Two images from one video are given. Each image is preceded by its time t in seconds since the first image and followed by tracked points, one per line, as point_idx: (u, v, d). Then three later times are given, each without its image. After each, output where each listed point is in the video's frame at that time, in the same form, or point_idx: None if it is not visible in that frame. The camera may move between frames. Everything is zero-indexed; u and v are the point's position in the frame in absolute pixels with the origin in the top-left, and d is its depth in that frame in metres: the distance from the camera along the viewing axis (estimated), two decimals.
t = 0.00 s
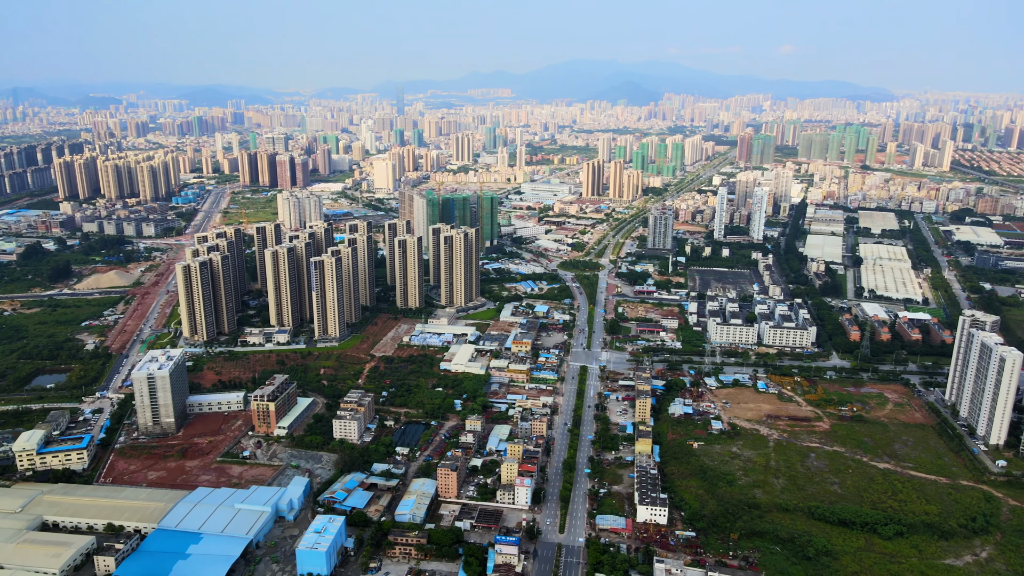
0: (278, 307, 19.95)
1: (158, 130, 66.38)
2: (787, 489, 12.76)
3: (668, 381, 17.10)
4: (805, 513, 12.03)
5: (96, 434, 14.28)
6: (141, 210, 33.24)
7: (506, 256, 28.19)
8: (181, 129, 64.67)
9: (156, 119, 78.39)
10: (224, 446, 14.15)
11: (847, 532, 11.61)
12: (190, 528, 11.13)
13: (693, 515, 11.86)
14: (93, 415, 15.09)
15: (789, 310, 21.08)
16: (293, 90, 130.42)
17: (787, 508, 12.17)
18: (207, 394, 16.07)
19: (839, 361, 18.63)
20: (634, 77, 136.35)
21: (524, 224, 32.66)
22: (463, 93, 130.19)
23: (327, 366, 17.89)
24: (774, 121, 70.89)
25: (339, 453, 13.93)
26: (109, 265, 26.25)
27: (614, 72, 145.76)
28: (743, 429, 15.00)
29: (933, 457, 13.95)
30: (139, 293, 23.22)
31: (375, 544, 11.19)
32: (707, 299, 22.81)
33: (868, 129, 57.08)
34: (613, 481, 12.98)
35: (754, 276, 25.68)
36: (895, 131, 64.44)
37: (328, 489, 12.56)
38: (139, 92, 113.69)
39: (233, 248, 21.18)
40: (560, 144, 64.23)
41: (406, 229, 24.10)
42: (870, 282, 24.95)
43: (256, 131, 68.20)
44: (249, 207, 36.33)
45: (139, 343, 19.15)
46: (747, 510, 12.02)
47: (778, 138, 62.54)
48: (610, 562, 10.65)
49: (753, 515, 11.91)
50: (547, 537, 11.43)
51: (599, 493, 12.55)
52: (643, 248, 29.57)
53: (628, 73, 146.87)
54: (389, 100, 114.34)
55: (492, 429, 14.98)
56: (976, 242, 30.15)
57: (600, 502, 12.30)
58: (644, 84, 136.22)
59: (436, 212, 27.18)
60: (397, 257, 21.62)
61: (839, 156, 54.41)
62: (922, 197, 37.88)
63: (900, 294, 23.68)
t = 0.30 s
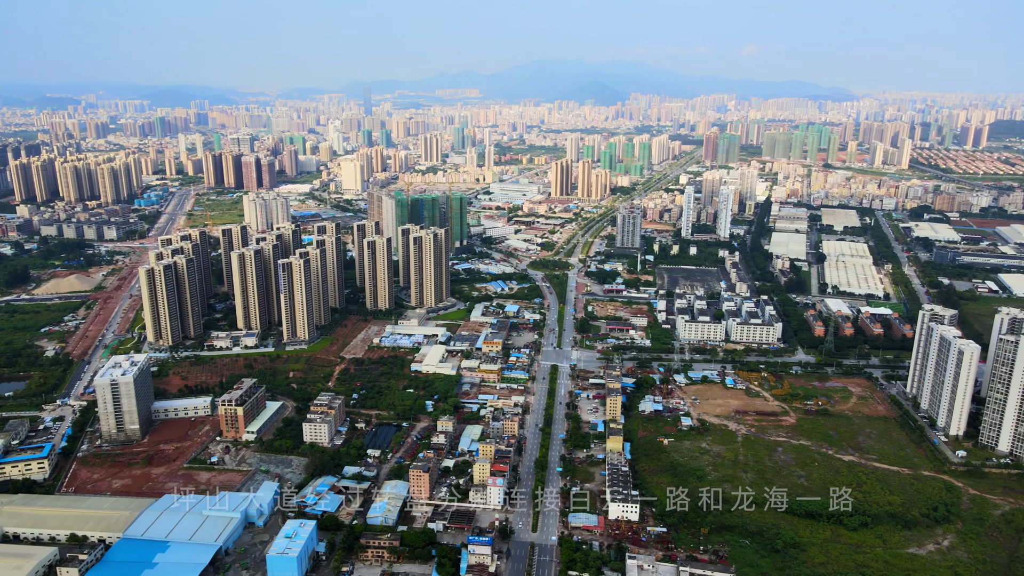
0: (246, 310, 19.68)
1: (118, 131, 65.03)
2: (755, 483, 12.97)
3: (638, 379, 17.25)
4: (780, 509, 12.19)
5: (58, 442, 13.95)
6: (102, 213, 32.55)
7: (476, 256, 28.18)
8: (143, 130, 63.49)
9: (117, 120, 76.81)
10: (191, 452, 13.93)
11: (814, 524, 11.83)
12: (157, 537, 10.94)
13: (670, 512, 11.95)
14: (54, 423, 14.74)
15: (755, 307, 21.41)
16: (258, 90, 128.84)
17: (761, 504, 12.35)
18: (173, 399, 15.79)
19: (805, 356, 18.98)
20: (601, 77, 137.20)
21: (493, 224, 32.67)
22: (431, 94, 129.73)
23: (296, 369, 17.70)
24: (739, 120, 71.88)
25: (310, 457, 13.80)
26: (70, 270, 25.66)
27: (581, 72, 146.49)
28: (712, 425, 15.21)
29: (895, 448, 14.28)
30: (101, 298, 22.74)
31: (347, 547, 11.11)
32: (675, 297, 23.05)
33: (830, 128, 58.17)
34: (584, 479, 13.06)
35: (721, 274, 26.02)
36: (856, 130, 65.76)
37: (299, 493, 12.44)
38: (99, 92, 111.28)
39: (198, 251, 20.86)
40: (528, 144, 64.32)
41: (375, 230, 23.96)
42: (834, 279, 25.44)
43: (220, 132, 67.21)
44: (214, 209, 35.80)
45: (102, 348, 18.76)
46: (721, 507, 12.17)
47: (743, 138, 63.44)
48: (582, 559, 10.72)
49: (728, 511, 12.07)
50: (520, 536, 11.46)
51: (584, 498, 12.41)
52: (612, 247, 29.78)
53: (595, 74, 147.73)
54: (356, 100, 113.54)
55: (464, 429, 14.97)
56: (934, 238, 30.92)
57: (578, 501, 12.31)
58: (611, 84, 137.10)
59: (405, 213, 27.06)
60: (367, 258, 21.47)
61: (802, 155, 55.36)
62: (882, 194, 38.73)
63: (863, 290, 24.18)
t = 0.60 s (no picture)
0: (211, 314, 19.38)
1: (77, 132, 63.54)
2: (725, 478, 13.15)
3: (608, 377, 17.38)
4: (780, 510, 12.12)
5: (18, 452, 13.60)
6: (62, 216, 31.78)
7: (446, 257, 28.11)
8: (103, 131, 62.11)
9: (76, 120, 75.05)
10: (157, 459, 13.68)
11: (782, 516, 12.04)
12: (122, 546, 10.72)
13: (671, 512, 11.94)
14: (13, 433, 14.35)
15: (722, 304, 21.70)
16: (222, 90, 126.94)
17: (761, 503, 12.32)
18: (138, 406, 15.48)
19: (771, 352, 19.29)
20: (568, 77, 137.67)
21: (462, 224, 32.61)
22: (398, 94, 129.04)
23: (264, 373, 17.48)
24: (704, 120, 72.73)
25: (279, 461, 13.65)
26: (28, 274, 25.00)
27: (548, 72, 146.87)
28: (682, 421, 15.38)
29: (860, 441, 14.58)
30: (61, 303, 22.20)
31: (318, 552, 11.02)
32: (644, 295, 23.25)
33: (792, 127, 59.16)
34: (556, 478, 13.11)
35: (689, 272, 26.32)
36: (817, 129, 66.98)
37: (268, 498, 12.29)
38: (57, 93, 108.67)
39: (162, 254, 20.48)
40: (496, 144, 64.31)
41: (343, 232, 23.78)
42: (798, 275, 25.88)
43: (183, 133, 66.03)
44: (178, 211, 35.17)
45: (63, 355, 18.32)
46: (722, 507, 12.20)
47: (708, 137, 64.18)
48: (555, 557, 10.76)
49: (726, 512, 12.11)
50: (492, 536, 11.46)
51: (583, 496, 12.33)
52: (581, 246, 29.93)
53: (562, 74, 148.27)
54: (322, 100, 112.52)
55: (436, 430, 14.94)
56: (894, 235, 31.65)
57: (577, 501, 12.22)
58: (578, 83, 137.74)
59: (374, 214, 26.91)
60: (335, 260, 21.29)
61: (766, 154, 56.21)
62: (843, 192, 39.50)
63: (826, 286, 24.64)
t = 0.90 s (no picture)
0: (176, 317, 19.04)
1: (34, 133, 61.97)
2: (695, 473, 13.31)
3: (579, 375, 17.48)
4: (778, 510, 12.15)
5: None
6: (19, 220, 30.96)
7: (415, 258, 27.98)
8: (61, 132, 60.69)
9: (32, 121, 73.20)
10: (121, 467, 13.41)
11: (751, 510, 12.22)
12: (87, 556, 10.49)
13: (671, 513, 11.99)
14: None
15: (690, 301, 21.94)
16: (185, 90, 124.86)
17: (760, 503, 12.35)
18: (101, 412, 15.15)
19: (738, 348, 19.57)
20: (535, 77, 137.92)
21: (431, 224, 32.48)
22: (365, 94, 128.13)
23: (232, 377, 17.23)
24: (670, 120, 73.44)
25: (248, 466, 13.47)
26: None
27: (516, 72, 147.02)
28: (652, 418, 15.52)
29: (825, 434, 14.86)
30: (19, 309, 21.62)
31: (289, 557, 10.92)
32: (613, 294, 23.41)
33: (757, 127, 60.03)
34: (529, 477, 13.14)
35: (657, 270, 26.57)
36: (781, 128, 68.05)
37: (237, 504, 12.12)
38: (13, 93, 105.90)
39: (124, 257, 20.08)
40: (465, 145, 64.21)
41: (311, 233, 23.55)
42: (764, 272, 26.27)
43: (145, 134, 64.75)
44: (140, 214, 34.49)
45: (21, 362, 17.84)
46: (722, 507, 12.19)
47: (674, 137, 64.83)
48: (528, 556, 10.79)
49: (727, 512, 12.09)
50: (465, 537, 11.44)
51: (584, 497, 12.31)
52: (550, 246, 30.02)
53: (529, 74, 148.53)
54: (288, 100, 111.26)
55: (407, 432, 14.88)
56: (856, 231, 32.30)
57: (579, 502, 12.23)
58: (546, 83, 138.12)
59: (342, 215, 26.70)
60: (303, 261, 21.06)
61: (731, 153, 56.95)
62: (806, 190, 40.22)
63: (791, 283, 25.06)
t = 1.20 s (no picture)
0: (140, 322, 18.67)
1: None
2: (665, 469, 13.45)
3: (550, 374, 17.52)
4: (776, 509, 12.18)
5: None
6: None
7: (384, 259, 27.81)
8: (17, 133, 59.11)
9: None
10: (84, 475, 13.12)
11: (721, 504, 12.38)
12: (49, 567, 10.25)
13: (671, 512, 12.04)
14: None
15: (659, 299, 22.15)
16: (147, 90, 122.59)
17: (761, 503, 12.37)
18: (62, 420, 14.80)
19: (706, 345, 19.81)
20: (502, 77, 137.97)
21: (401, 225, 32.31)
22: (331, 94, 126.94)
23: (198, 382, 16.94)
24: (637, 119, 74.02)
25: (216, 472, 13.27)
26: None
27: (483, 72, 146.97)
28: (622, 416, 15.64)
29: (791, 428, 15.12)
30: None
31: (259, 563, 10.79)
32: (583, 293, 23.54)
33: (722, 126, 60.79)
34: (501, 477, 13.15)
35: (626, 269, 26.77)
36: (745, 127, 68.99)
37: (205, 511, 11.93)
38: None
39: (85, 261, 19.63)
40: (433, 145, 63.98)
41: (278, 235, 23.26)
42: (731, 270, 26.62)
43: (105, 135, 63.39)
44: (101, 217, 33.74)
45: None
46: (722, 508, 12.22)
47: (641, 136, 65.35)
48: (501, 556, 10.80)
49: (727, 512, 12.12)
50: (438, 538, 11.41)
51: (584, 499, 12.28)
52: (520, 245, 30.06)
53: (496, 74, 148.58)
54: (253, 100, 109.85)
55: (378, 434, 14.80)
56: (819, 229, 32.88)
57: (579, 502, 12.18)
58: (513, 83, 138.27)
59: (310, 217, 26.54)
60: (270, 264, 20.81)
61: (698, 153, 57.60)
62: (771, 189, 40.84)
63: (757, 280, 25.42)
